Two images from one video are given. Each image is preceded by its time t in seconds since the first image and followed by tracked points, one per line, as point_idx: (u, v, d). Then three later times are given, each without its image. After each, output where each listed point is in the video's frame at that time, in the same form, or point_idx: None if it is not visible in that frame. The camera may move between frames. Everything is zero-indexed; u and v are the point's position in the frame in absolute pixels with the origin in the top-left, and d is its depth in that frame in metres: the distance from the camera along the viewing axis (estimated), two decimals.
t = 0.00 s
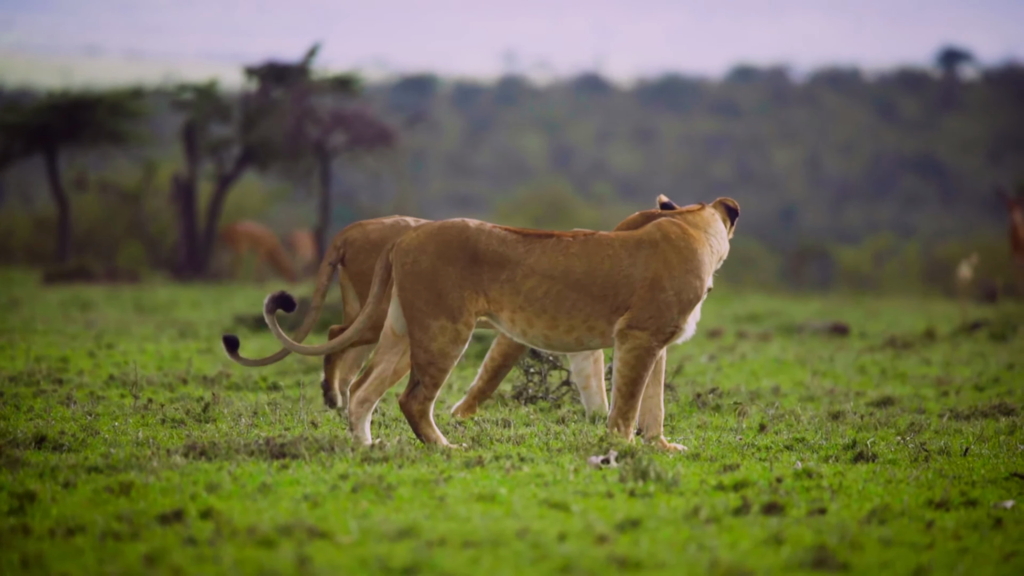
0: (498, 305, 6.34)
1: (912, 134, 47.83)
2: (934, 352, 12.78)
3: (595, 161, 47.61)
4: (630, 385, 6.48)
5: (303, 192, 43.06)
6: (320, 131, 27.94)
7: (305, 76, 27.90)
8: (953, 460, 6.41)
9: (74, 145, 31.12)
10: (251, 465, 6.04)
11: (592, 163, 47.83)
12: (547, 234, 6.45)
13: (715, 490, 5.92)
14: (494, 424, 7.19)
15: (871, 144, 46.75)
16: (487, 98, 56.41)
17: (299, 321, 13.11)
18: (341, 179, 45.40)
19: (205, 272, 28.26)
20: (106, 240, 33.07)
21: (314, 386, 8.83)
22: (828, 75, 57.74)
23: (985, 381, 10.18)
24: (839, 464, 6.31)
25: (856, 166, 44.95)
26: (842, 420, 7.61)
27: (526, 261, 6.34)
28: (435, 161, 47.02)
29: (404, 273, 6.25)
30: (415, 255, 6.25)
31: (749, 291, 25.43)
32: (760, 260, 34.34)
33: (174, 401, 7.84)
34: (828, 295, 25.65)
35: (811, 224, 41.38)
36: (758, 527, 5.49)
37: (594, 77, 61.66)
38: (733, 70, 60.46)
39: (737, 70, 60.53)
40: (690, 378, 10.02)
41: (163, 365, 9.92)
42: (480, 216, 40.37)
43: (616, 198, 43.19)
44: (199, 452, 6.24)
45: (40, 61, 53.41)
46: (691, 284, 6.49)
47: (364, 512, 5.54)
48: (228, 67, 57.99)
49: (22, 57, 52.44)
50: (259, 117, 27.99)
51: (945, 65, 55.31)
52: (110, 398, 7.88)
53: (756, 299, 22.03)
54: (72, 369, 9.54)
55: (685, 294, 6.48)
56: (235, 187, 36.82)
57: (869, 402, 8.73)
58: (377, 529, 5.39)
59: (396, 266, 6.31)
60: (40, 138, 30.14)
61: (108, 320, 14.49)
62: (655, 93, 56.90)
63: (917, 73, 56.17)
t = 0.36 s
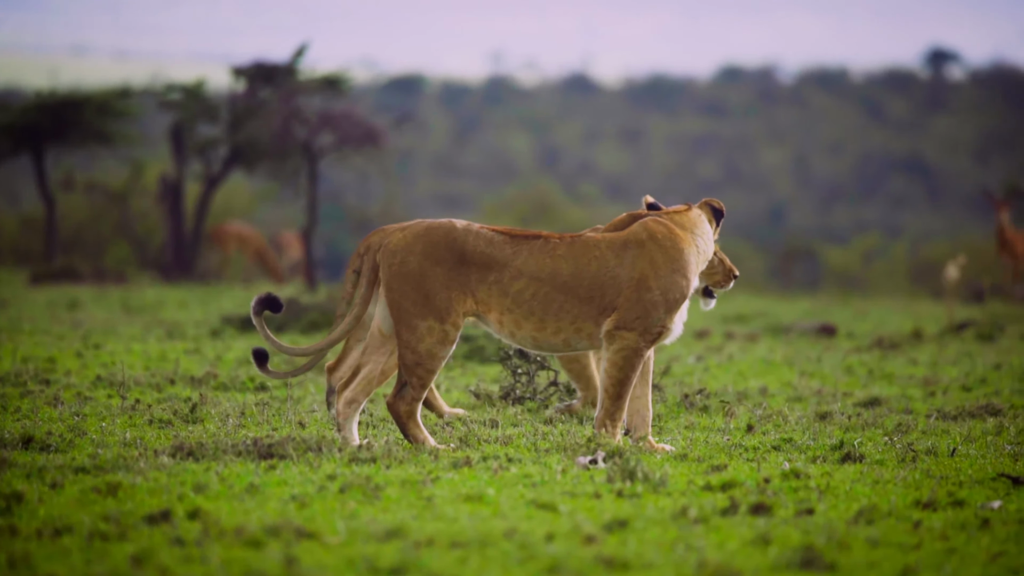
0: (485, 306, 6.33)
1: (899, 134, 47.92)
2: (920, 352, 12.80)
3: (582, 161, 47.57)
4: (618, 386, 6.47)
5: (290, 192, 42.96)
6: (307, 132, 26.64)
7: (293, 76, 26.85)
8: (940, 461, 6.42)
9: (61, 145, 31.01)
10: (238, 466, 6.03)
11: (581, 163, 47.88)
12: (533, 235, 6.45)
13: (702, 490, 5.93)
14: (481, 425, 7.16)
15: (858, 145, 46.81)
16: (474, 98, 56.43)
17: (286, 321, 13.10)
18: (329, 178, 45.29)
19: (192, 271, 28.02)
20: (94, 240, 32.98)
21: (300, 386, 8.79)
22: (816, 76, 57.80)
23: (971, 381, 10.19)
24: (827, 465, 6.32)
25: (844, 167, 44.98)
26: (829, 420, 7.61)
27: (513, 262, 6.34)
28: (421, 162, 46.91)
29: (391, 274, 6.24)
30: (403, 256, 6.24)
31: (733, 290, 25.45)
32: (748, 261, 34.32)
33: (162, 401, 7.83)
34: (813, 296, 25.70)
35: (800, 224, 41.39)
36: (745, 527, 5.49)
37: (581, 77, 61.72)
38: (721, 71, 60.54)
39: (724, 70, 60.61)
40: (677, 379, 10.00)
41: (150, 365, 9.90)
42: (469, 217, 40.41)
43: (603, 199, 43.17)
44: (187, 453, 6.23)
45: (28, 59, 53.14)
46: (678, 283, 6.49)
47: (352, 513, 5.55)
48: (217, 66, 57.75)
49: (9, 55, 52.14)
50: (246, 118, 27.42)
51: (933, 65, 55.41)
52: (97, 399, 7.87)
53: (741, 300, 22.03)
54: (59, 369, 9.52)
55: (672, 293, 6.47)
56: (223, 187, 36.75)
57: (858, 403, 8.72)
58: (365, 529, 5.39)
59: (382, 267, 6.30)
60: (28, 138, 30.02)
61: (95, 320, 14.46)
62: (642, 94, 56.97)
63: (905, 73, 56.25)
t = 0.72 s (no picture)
0: (469, 304, 6.33)
1: (883, 133, 48.00)
2: (900, 349, 12.85)
3: (566, 159, 47.67)
4: (600, 383, 6.48)
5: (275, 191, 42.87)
6: (291, 130, 26.45)
7: (277, 75, 27.06)
8: (923, 458, 6.43)
9: (45, 144, 30.98)
10: (222, 463, 6.04)
11: (565, 160, 47.80)
12: (517, 234, 6.45)
13: (686, 488, 5.93)
14: (466, 422, 7.15)
15: (842, 144, 46.86)
16: (458, 95, 56.33)
17: (270, 319, 13.10)
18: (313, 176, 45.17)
19: (176, 269, 27.89)
20: (77, 240, 33.00)
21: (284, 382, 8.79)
22: (800, 74, 57.89)
23: (953, 378, 10.25)
24: (810, 462, 6.32)
25: (828, 165, 45.03)
26: (812, 418, 7.62)
27: (497, 261, 6.33)
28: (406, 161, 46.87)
29: (374, 272, 6.21)
30: (386, 253, 6.22)
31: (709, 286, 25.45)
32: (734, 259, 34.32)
33: (145, 399, 7.84)
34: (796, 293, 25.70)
35: (785, 222, 41.42)
36: (729, 525, 5.50)
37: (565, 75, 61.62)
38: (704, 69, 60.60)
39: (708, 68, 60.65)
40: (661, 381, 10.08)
41: (134, 363, 9.92)
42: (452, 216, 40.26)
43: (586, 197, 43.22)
44: (170, 451, 6.24)
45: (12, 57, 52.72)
46: (659, 280, 6.50)
47: (335, 511, 5.55)
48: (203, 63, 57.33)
49: None
50: (230, 117, 27.45)
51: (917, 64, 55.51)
52: (80, 397, 7.89)
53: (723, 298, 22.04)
54: (42, 367, 9.53)
55: (653, 290, 6.48)
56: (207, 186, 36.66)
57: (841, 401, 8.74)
58: (348, 527, 5.40)
59: (365, 265, 6.27)
60: (13, 137, 29.90)
61: (78, 319, 14.46)
62: (627, 91, 56.91)
63: (889, 72, 56.37)
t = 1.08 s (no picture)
0: (437, 303, 6.32)
1: (852, 132, 48.29)
2: (864, 348, 12.98)
3: (535, 159, 48.32)
4: (568, 383, 6.48)
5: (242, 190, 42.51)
6: (258, 129, 25.83)
7: (246, 72, 26.36)
8: (890, 457, 6.44)
9: (11, 142, 30.88)
10: (189, 462, 6.04)
11: (533, 159, 48.38)
12: (484, 234, 6.44)
13: (654, 487, 5.94)
14: (433, 421, 7.15)
15: (810, 144, 47.06)
16: (426, 95, 56.40)
17: (238, 316, 13.14)
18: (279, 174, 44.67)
19: (142, 268, 27.47)
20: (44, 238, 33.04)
21: (251, 381, 8.83)
22: (767, 74, 58.40)
23: (917, 377, 10.37)
24: (777, 461, 6.32)
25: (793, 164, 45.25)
26: (780, 417, 7.64)
27: (464, 260, 6.33)
28: (375, 160, 46.51)
29: (342, 271, 6.19)
30: (354, 252, 6.19)
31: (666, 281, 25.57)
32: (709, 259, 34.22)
33: (112, 398, 7.84)
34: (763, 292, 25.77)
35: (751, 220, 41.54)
36: (696, 524, 5.51)
37: (535, 74, 61.68)
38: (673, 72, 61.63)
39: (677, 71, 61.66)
40: (629, 382, 10.38)
41: (101, 361, 9.93)
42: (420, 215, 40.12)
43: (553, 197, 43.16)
44: (137, 450, 6.24)
45: None
46: (627, 279, 6.49)
47: (302, 510, 5.56)
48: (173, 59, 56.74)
49: None
50: (197, 114, 26.48)
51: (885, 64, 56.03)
52: (47, 396, 7.88)
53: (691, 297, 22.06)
54: (8, 366, 9.52)
55: (621, 289, 6.47)
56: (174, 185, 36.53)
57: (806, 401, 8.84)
58: (315, 526, 5.40)
59: (333, 264, 6.25)
60: None
61: (46, 318, 14.44)
62: (595, 92, 57.18)
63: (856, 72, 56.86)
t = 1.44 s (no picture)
0: (391, 303, 6.32)
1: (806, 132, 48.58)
2: (817, 348, 13.15)
3: (489, 157, 47.26)
4: (521, 383, 6.53)
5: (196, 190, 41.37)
6: (211, 128, 25.50)
7: (199, 71, 25.58)
8: (843, 457, 6.45)
9: None
10: (142, 462, 6.04)
11: (487, 158, 47.43)
12: (440, 233, 6.47)
13: (607, 486, 5.94)
14: (387, 421, 7.16)
15: (764, 143, 47.25)
16: (377, 97, 55.10)
17: (191, 316, 13.10)
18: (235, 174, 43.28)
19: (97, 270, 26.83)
20: None
21: (205, 379, 8.88)
22: (721, 73, 58.53)
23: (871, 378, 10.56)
24: (731, 461, 6.33)
25: (745, 164, 45.37)
26: (734, 417, 7.65)
27: (420, 259, 6.35)
28: (330, 158, 45.66)
29: (297, 271, 6.18)
30: (308, 252, 6.19)
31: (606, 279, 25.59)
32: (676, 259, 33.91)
33: (65, 398, 7.83)
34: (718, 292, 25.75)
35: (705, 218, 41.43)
36: (650, 523, 5.51)
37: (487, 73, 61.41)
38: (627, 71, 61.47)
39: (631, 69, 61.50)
40: (583, 381, 10.72)
41: (53, 361, 9.92)
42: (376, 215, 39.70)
43: (509, 196, 42.77)
44: (90, 450, 6.24)
45: None
46: (582, 279, 6.56)
47: (255, 510, 5.55)
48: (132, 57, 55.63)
49: None
50: (150, 114, 25.45)
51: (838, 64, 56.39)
52: None
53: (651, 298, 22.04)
54: None
55: (576, 289, 6.55)
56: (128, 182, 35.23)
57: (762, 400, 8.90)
58: (268, 526, 5.39)
59: (287, 264, 6.23)
60: None
61: None
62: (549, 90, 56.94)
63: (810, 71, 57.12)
